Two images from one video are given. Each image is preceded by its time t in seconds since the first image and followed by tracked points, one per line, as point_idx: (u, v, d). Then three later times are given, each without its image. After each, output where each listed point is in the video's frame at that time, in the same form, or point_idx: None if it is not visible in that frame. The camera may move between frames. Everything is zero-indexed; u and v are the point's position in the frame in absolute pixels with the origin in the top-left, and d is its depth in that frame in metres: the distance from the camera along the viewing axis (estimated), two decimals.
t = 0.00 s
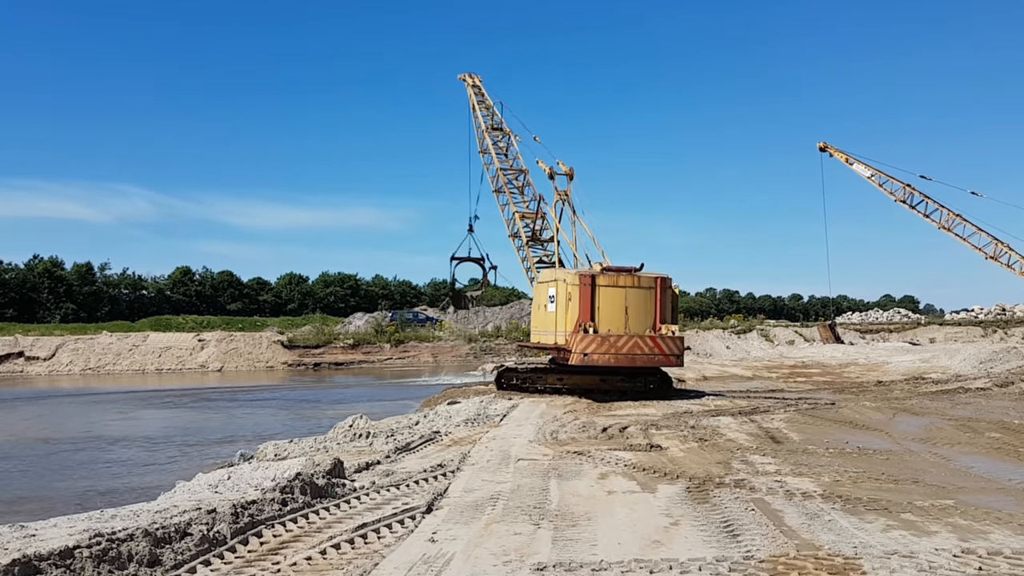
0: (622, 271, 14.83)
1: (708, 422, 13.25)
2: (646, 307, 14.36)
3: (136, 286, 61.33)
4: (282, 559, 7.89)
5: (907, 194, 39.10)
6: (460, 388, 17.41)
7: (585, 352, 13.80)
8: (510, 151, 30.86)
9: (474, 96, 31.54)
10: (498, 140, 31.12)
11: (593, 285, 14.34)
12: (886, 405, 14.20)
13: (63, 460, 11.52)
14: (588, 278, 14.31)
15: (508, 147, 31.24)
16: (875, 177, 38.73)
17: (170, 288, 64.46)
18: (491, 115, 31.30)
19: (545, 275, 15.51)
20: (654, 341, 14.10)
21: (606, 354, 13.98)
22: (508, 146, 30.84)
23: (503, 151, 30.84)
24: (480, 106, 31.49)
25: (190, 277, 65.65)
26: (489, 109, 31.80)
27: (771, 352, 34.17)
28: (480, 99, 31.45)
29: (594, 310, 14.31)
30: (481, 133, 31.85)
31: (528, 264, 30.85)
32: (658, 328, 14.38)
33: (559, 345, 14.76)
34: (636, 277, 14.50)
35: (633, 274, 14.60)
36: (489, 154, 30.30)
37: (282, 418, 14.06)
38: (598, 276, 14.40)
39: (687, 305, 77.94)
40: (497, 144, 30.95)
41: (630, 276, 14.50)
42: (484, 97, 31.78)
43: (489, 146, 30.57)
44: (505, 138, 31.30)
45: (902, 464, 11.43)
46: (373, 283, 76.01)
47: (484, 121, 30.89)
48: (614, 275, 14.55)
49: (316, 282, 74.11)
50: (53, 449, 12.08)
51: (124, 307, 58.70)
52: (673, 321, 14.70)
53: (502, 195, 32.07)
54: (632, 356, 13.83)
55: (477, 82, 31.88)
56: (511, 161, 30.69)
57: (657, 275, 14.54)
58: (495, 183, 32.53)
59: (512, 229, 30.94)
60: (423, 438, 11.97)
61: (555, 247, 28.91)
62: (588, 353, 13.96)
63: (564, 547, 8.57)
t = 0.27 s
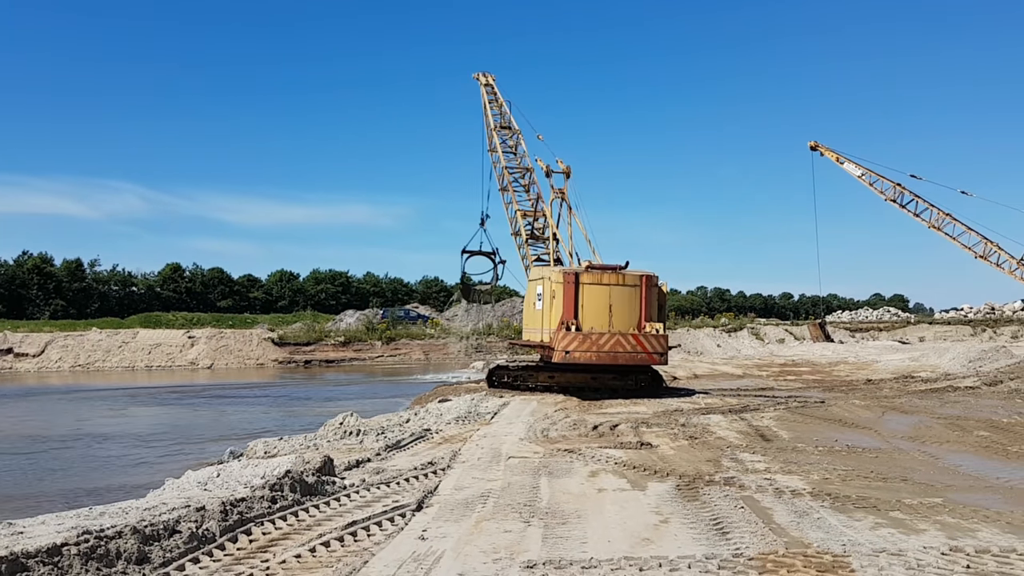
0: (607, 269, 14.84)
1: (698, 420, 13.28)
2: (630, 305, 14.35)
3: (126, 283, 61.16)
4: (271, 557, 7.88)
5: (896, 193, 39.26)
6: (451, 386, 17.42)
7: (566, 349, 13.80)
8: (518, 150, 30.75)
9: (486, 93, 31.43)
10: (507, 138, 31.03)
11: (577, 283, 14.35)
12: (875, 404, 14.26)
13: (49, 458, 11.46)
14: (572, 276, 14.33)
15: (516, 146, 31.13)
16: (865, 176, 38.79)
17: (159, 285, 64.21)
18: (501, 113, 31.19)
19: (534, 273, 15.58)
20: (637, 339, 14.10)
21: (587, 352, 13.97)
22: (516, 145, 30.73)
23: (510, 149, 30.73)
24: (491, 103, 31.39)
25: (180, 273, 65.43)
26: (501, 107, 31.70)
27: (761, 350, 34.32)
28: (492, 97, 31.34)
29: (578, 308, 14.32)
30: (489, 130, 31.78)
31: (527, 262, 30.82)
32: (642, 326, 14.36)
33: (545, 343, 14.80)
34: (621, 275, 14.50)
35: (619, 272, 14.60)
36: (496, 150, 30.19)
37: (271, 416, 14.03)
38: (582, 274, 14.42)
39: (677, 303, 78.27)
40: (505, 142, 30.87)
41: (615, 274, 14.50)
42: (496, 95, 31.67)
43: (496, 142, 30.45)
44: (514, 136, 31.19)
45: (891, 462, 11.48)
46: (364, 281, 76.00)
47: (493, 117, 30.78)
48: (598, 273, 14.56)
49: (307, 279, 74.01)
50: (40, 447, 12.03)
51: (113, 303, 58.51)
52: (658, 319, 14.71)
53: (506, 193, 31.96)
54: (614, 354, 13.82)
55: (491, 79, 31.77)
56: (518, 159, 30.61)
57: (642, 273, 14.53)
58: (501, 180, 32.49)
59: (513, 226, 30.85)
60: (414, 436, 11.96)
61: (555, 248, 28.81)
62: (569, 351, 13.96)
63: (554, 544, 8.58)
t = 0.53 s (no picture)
0: (594, 270, 14.82)
1: (688, 421, 13.30)
2: (615, 306, 14.32)
3: (115, 283, 60.89)
4: (260, 559, 7.85)
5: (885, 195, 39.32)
6: (441, 387, 17.40)
7: (548, 351, 13.89)
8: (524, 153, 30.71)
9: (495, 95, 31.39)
10: (513, 140, 30.97)
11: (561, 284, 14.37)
12: (865, 405, 14.31)
13: (36, 460, 11.39)
14: (556, 277, 14.36)
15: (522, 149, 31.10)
16: (854, 178, 38.84)
17: (149, 286, 63.90)
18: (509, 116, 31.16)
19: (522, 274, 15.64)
20: (620, 341, 14.15)
21: (569, 353, 14.03)
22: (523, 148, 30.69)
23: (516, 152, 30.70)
24: (500, 105, 31.36)
25: (169, 274, 65.15)
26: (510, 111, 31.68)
27: (752, 351, 34.41)
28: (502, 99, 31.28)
29: (561, 309, 14.34)
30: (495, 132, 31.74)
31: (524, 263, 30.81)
32: (627, 328, 14.33)
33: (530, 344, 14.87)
34: (606, 276, 14.47)
35: (605, 273, 14.58)
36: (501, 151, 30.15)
37: (260, 417, 13.98)
38: (566, 275, 14.43)
39: (667, 304, 78.43)
40: (511, 144, 30.82)
41: (600, 275, 14.48)
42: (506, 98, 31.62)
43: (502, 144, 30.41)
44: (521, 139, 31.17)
45: (881, 464, 11.52)
46: (355, 282, 75.89)
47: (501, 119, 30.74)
48: (583, 274, 14.55)
49: (297, 280, 73.80)
50: (27, 448, 11.96)
51: (102, 304, 58.19)
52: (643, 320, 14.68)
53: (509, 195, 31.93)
54: (595, 356, 13.88)
55: (502, 83, 31.74)
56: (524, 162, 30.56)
57: (628, 275, 14.49)
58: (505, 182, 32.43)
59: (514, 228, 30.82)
60: (404, 438, 11.94)
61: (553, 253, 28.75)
62: (551, 352, 14.03)
63: (544, 546, 8.57)
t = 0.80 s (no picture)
0: (576, 275, 14.81)
1: (672, 426, 13.33)
2: (594, 311, 14.31)
3: (98, 286, 60.42)
4: (242, 565, 7.80)
5: (868, 203, 39.59)
6: (425, 391, 17.35)
7: (525, 355, 13.88)
8: (523, 160, 30.66)
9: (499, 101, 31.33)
10: (512, 146, 30.92)
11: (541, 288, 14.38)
12: (847, 411, 14.40)
13: (13, 464, 11.26)
14: (536, 281, 14.39)
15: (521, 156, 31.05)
16: (837, 185, 39.09)
17: (131, 289, 63.41)
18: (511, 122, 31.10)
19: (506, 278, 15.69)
20: (598, 346, 14.12)
21: (547, 357, 14.04)
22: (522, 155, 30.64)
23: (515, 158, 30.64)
24: (503, 111, 31.29)
25: (152, 277, 64.71)
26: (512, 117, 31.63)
27: (736, 356, 34.56)
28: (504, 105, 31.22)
29: (541, 313, 14.36)
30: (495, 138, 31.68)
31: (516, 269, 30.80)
32: (606, 332, 14.31)
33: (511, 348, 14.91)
34: (586, 281, 14.46)
35: (586, 278, 14.57)
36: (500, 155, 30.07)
37: (242, 421, 13.89)
38: (546, 279, 14.44)
39: (652, 309, 78.72)
40: (510, 150, 30.76)
41: (580, 279, 14.47)
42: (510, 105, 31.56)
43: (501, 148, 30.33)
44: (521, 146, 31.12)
45: (863, 470, 11.59)
46: (340, 286, 75.70)
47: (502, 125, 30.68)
48: (564, 278, 14.56)
49: (281, 283, 73.50)
50: (6, 453, 11.82)
51: (84, 306, 57.70)
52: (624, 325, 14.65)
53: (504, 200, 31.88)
54: (572, 360, 13.88)
55: (507, 89, 31.64)
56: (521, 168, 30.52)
57: (608, 279, 14.47)
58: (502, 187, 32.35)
59: (508, 233, 30.79)
60: (388, 442, 11.90)
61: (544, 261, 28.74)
62: (529, 356, 14.05)
63: (528, 552, 8.56)
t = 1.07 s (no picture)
0: (553, 283, 14.89)
1: (654, 435, 13.36)
2: (571, 319, 14.40)
3: (76, 294, 59.90)
4: None
5: (846, 213, 39.93)
6: (407, 399, 17.32)
7: (500, 362, 13.85)
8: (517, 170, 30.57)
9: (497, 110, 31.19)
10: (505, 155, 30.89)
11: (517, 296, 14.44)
12: (827, 419, 14.49)
13: None
14: (512, 289, 14.46)
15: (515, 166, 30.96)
16: (817, 195, 39.40)
17: (110, 296, 62.82)
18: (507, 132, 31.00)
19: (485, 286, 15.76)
20: (573, 353, 14.06)
21: (522, 365, 14.01)
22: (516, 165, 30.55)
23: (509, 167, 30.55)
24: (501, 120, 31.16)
25: (132, 285, 64.25)
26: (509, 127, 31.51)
27: (717, 365, 34.74)
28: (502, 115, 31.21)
29: (517, 320, 14.42)
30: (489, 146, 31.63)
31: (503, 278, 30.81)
32: (583, 340, 14.39)
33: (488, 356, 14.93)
34: (564, 289, 14.53)
35: (563, 286, 14.64)
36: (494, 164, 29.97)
37: (220, 430, 13.78)
38: (523, 287, 14.48)
39: (634, 317, 79.07)
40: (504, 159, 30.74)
41: (557, 287, 14.54)
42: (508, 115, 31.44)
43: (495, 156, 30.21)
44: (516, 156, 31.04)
45: (842, 478, 11.65)
46: (322, 294, 75.53)
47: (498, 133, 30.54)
48: (541, 286, 14.62)
49: (261, 291, 73.17)
50: None
51: (63, 314, 57.11)
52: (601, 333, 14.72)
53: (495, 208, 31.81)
54: (548, 368, 13.86)
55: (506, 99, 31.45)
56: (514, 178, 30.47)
57: (585, 287, 14.56)
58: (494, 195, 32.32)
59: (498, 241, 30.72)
60: (369, 451, 11.85)
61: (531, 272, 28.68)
62: (504, 363, 13.99)
63: (509, 562, 8.53)
